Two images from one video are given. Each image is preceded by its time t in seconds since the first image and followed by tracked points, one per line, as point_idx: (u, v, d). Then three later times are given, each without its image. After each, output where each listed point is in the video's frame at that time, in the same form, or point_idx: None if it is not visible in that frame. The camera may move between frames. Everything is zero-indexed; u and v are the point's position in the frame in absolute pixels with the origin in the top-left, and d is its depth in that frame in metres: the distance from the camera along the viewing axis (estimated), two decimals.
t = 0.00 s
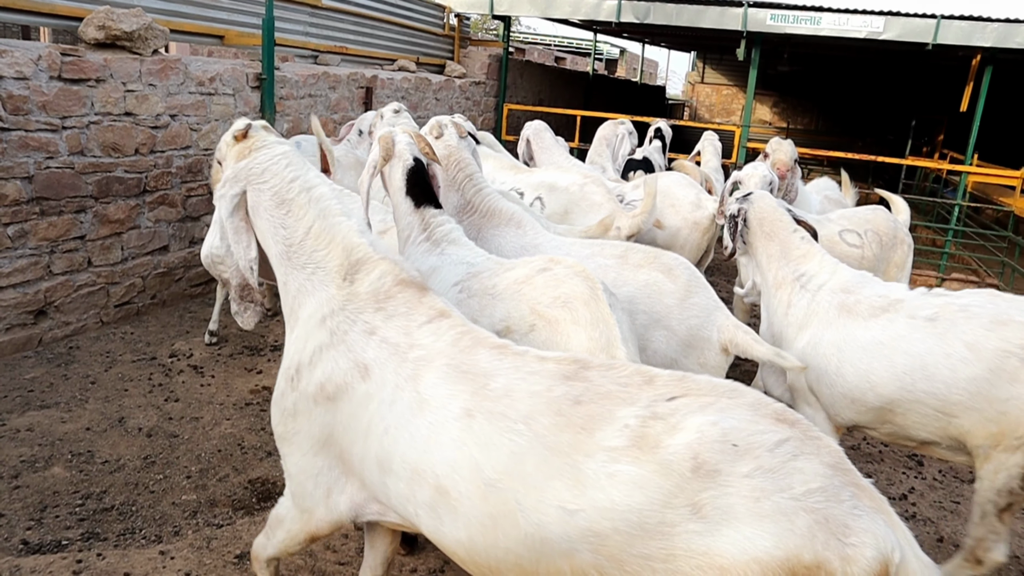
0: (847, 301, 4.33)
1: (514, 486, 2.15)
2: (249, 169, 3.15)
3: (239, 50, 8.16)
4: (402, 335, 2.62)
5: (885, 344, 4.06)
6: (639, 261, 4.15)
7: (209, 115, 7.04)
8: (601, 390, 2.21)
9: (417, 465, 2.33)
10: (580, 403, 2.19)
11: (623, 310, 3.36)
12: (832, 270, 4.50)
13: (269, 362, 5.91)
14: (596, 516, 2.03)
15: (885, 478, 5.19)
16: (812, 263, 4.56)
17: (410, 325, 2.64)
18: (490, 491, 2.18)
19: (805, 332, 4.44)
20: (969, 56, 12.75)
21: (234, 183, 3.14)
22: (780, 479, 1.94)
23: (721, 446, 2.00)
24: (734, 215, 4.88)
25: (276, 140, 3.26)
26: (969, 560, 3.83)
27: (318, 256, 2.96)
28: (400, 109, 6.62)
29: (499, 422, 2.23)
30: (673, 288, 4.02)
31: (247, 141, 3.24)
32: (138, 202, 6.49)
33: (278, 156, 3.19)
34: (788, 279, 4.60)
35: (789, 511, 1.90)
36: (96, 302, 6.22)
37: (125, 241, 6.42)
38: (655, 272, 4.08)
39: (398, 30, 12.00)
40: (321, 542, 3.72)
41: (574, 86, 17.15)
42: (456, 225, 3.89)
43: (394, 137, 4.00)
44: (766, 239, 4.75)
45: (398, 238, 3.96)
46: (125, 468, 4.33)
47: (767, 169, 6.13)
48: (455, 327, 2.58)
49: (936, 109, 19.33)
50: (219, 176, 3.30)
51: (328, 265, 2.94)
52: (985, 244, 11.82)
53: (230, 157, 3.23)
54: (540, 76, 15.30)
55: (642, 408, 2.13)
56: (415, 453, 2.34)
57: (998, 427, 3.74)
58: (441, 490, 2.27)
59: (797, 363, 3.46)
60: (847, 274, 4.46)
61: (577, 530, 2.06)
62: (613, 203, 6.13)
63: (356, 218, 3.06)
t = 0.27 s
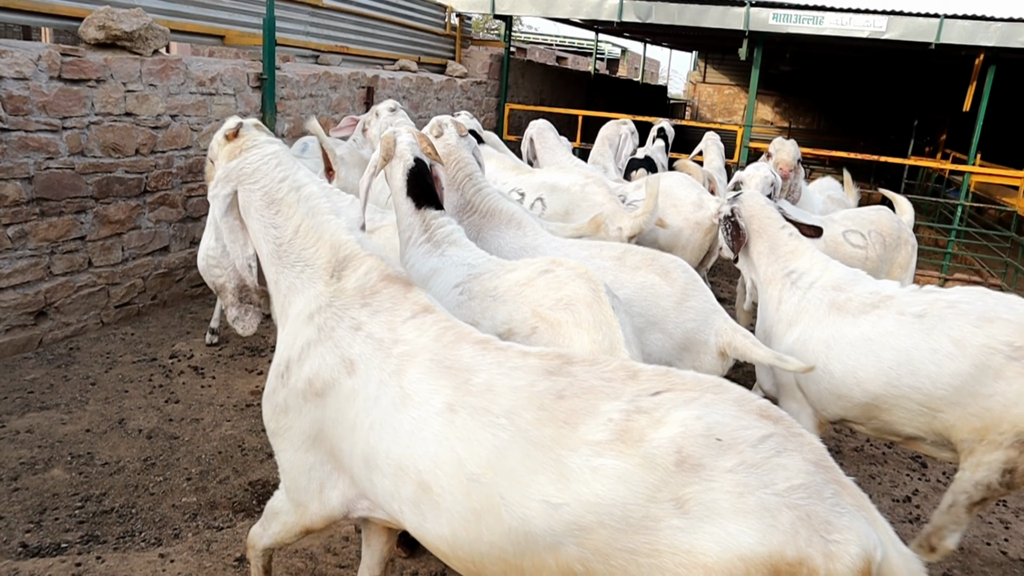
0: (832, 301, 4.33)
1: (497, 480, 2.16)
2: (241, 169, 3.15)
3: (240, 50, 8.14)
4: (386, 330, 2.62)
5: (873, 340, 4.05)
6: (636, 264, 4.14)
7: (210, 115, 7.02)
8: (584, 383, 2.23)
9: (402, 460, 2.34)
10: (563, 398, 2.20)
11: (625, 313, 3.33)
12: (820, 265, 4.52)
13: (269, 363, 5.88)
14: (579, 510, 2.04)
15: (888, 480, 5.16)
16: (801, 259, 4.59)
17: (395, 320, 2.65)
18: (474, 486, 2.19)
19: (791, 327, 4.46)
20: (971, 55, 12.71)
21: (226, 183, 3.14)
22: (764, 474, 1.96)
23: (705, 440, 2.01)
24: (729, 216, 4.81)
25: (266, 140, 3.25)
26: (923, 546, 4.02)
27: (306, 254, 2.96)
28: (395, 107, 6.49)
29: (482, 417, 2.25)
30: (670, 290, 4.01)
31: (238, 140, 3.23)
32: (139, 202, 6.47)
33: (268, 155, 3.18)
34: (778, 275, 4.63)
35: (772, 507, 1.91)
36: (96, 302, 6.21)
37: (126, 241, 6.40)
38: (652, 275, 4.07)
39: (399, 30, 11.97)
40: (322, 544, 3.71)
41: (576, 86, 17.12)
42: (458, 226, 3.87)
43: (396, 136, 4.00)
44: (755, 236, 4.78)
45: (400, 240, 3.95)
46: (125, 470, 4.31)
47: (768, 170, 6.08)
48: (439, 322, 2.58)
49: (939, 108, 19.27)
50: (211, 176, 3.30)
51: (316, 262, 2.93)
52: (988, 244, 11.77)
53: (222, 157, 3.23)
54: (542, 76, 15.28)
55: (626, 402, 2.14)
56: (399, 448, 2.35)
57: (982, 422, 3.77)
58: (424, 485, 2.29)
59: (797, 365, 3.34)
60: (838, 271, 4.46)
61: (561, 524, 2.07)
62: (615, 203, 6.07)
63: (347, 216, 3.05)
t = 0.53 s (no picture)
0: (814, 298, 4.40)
1: (472, 473, 2.18)
2: (227, 168, 3.18)
3: (237, 48, 8.11)
4: (365, 326, 2.64)
5: (852, 339, 4.12)
6: (630, 263, 4.12)
7: (207, 113, 6.98)
8: (561, 377, 2.23)
9: (380, 455, 2.37)
10: (541, 391, 2.21)
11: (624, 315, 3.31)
12: (801, 261, 4.62)
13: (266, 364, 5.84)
14: (554, 503, 2.06)
15: (887, 481, 5.14)
16: (781, 257, 4.68)
17: (373, 315, 2.66)
18: (449, 479, 2.22)
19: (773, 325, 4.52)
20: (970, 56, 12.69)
21: (214, 182, 3.17)
22: (740, 471, 1.95)
23: (682, 435, 2.01)
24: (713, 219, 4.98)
25: (253, 138, 3.28)
26: (911, 549, 3.95)
27: (289, 252, 2.99)
28: (386, 105, 6.42)
29: (458, 411, 2.27)
30: (663, 291, 3.99)
31: (225, 138, 3.25)
32: (135, 201, 6.43)
33: (253, 155, 3.20)
34: (759, 273, 4.72)
35: (747, 504, 1.90)
36: (92, 302, 6.17)
37: (122, 240, 6.36)
38: (645, 275, 4.05)
39: (398, 28, 11.94)
40: (318, 547, 3.69)
41: (574, 85, 17.10)
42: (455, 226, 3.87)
43: (397, 135, 4.00)
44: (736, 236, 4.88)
45: (398, 240, 3.97)
46: (120, 471, 4.28)
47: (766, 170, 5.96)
48: (417, 317, 2.60)
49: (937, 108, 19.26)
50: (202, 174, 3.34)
51: (298, 260, 2.96)
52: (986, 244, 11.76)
53: (210, 155, 3.25)
54: (540, 75, 15.25)
55: (603, 397, 2.14)
56: (378, 442, 2.39)
57: (962, 421, 3.81)
58: (401, 479, 2.32)
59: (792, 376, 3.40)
60: (817, 269, 4.54)
61: (536, 517, 2.08)
62: (612, 204, 6.02)
63: (332, 213, 3.08)
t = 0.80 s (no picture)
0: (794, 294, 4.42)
1: (450, 471, 2.19)
2: (216, 168, 3.18)
3: (235, 48, 8.09)
4: (349, 323, 2.64)
5: (829, 342, 4.16)
6: (625, 262, 4.10)
7: (204, 113, 6.95)
8: (542, 374, 2.23)
9: (362, 452, 2.38)
10: (520, 387, 2.21)
11: (624, 316, 3.30)
12: (783, 259, 4.62)
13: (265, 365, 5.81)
14: (533, 500, 2.06)
15: (889, 481, 5.11)
16: (763, 253, 4.71)
17: (357, 313, 2.66)
18: (428, 476, 2.23)
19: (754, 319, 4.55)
20: (969, 53, 12.67)
21: (204, 183, 3.17)
22: (719, 468, 1.94)
23: (660, 432, 2.00)
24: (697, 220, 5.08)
25: (241, 137, 3.28)
26: (912, 551, 3.91)
27: (277, 253, 2.98)
28: (379, 106, 6.38)
29: (437, 407, 2.27)
30: (658, 289, 3.97)
31: (214, 138, 3.27)
32: (133, 202, 6.40)
33: (240, 155, 3.20)
34: (742, 270, 4.75)
35: (724, 502, 1.89)
36: (90, 303, 6.14)
37: (120, 241, 6.33)
38: (639, 273, 4.03)
39: (396, 28, 11.92)
40: (318, 549, 3.66)
41: (573, 84, 17.07)
42: (455, 227, 3.85)
43: (398, 136, 3.96)
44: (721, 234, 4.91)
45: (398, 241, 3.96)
46: (119, 474, 4.26)
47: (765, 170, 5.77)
48: (399, 314, 2.59)
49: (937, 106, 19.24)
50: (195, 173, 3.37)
51: (287, 261, 2.95)
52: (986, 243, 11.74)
53: (202, 155, 3.27)
54: (539, 74, 15.23)
55: (583, 394, 2.14)
56: (359, 440, 2.40)
57: (947, 421, 3.84)
58: (381, 476, 2.33)
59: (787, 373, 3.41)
60: (797, 265, 4.55)
61: (515, 514, 2.09)
62: (611, 204, 5.99)
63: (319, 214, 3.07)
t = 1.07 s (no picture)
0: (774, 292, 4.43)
1: (430, 471, 2.20)
2: (205, 168, 3.13)
3: (231, 47, 8.05)
4: (333, 323, 2.63)
5: (805, 344, 4.17)
6: (617, 260, 4.08)
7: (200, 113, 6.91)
8: (520, 374, 2.24)
9: (344, 452, 2.39)
10: (498, 387, 2.22)
11: (620, 316, 3.31)
12: (766, 255, 4.63)
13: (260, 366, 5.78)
14: (510, 500, 2.07)
15: (887, 481, 5.11)
16: (746, 249, 4.72)
17: (341, 313, 2.65)
18: (407, 476, 2.24)
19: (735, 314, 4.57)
20: (965, 53, 12.67)
21: (194, 183, 3.14)
22: (694, 466, 1.95)
23: (635, 430, 2.00)
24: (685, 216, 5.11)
25: (230, 135, 3.23)
26: (907, 551, 3.90)
27: (262, 252, 2.96)
28: (370, 104, 6.32)
29: (418, 408, 2.28)
30: (650, 288, 3.94)
31: (203, 136, 3.22)
32: (127, 202, 6.36)
33: (227, 155, 3.15)
34: (726, 266, 4.76)
35: (699, 500, 1.90)
36: (84, 304, 6.11)
37: (114, 241, 6.30)
38: (632, 271, 4.01)
39: (392, 27, 11.88)
40: (313, 552, 3.64)
41: (570, 84, 17.05)
42: (452, 227, 3.86)
43: (398, 135, 4.08)
44: (708, 231, 4.92)
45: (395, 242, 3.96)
46: (113, 476, 4.23)
47: (758, 170, 5.69)
48: (381, 313, 2.60)
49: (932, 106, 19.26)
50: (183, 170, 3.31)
51: (271, 260, 2.93)
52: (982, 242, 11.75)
53: (191, 154, 3.23)
54: (535, 73, 15.20)
55: (560, 393, 2.14)
56: (340, 439, 2.41)
57: (930, 414, 3.85)
58: (362, 476, 2.34)
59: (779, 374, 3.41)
60: (778, 261, 4.57)
61: (493, 514, 2.10)
62: (607, 203, 6.01)
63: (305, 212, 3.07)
